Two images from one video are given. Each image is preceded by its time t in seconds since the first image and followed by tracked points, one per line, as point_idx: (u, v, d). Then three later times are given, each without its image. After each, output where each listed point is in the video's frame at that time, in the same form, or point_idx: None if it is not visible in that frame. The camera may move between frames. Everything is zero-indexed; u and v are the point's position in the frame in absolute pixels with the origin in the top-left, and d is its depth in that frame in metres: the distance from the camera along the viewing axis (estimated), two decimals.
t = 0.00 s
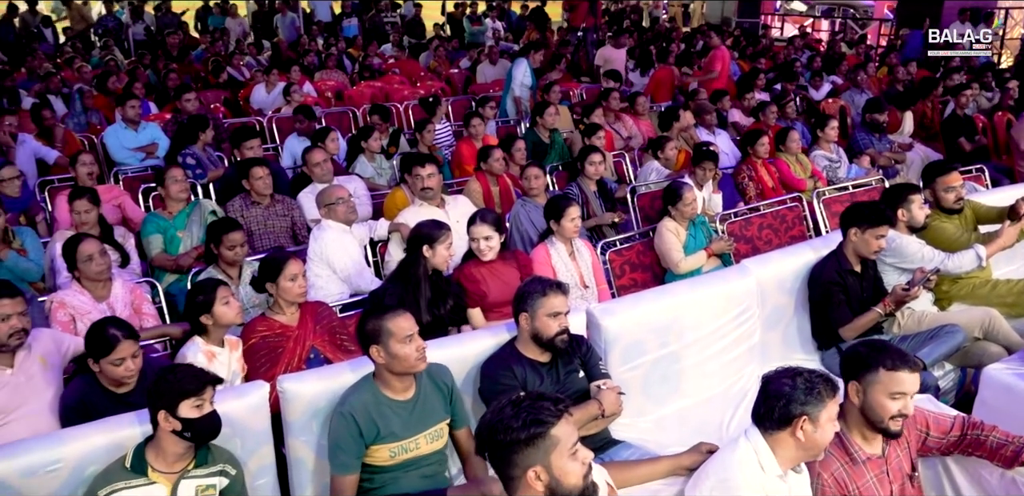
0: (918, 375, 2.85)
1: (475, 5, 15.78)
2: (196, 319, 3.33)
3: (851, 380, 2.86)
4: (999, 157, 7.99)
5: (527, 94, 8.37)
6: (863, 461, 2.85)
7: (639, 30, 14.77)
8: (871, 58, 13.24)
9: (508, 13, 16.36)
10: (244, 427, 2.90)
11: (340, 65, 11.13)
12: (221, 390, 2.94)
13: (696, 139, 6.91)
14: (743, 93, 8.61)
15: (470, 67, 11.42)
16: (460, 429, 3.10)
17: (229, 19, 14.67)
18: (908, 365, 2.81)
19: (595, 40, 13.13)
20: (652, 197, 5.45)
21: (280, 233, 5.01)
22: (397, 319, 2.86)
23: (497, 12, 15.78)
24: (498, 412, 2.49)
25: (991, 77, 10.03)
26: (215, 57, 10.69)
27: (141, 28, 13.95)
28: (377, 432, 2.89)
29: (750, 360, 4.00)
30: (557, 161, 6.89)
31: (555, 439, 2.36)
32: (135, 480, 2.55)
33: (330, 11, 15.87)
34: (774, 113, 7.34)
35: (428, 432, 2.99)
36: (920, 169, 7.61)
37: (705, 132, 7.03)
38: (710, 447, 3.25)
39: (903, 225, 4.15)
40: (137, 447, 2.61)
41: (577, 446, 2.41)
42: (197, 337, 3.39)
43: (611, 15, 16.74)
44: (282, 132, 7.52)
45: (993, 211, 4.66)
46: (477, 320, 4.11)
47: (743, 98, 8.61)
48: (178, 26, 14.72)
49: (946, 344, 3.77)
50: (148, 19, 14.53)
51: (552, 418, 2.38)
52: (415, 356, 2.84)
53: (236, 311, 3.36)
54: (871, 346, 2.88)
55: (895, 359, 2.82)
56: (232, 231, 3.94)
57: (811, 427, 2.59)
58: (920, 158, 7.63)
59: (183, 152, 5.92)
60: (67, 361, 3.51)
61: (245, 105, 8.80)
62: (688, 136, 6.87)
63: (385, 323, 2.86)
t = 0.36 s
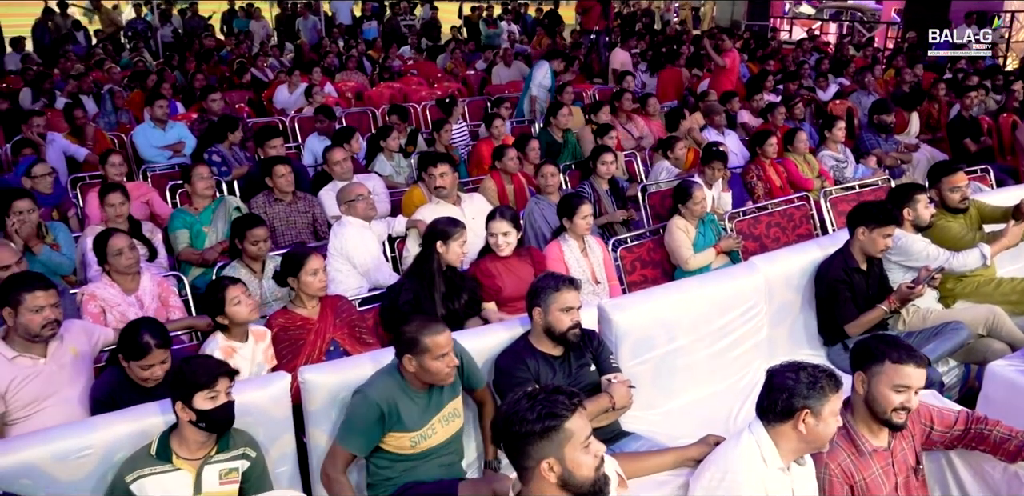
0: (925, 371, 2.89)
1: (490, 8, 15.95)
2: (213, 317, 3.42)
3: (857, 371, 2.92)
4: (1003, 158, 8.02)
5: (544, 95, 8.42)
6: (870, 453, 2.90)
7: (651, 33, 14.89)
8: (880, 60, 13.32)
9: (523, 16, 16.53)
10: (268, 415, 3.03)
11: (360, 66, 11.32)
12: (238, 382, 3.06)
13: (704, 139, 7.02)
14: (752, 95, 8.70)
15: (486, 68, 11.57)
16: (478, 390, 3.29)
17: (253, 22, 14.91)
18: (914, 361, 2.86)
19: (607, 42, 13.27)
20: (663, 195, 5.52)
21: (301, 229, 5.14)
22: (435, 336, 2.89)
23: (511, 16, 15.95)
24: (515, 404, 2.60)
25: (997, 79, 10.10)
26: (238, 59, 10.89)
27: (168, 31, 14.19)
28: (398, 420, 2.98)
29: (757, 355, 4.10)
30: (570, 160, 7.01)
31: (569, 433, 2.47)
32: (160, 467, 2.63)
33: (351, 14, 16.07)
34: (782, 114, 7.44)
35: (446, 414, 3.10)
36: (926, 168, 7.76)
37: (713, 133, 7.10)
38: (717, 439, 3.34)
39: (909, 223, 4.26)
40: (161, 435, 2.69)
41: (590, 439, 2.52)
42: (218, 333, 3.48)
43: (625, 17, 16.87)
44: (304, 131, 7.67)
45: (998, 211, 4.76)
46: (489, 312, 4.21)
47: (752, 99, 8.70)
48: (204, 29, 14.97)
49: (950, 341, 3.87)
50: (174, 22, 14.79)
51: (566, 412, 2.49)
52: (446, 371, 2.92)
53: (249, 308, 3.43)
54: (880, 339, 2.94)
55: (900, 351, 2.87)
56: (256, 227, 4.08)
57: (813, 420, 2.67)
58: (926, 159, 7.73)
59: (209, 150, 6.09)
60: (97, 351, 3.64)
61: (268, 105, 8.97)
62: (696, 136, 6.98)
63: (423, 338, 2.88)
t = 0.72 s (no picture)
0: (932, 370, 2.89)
1: (505, 7, 15.97)
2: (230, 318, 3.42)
3: (865, 373, 2.93)
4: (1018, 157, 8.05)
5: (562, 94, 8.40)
6: (880, 453, 2.91)
7: (665, 31, 14.89)
8: (896, 59, 13.27)
9: (539, 15, 16.57)
10: (285, 408, 3.09)
11: (376, 64, 11.39)
12: (253, 375, 3.11)
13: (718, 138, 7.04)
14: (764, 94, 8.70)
15: (500, 67, 11.61)
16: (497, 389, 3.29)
17: (271, 20, 15.02)
18: (921, 361, 2.86)
19: (621, 40, 13.29)
20: (676, 193, 5.56)
21: (318, 225, 5.21)
22: (459, 306, 2.95)
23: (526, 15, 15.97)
24: (529, 399, 2.63)
25: (1013, 78, 10.06)
26: (257, 57, 10.99)
27: (188, 29, 14.33)
28: (421, 405, 3.02)
29: (769, 353, 4.13)
30: (583, 158, 7.05)
31: (584, 428, 2.50)
32: (178, 458, 2.68)
33: (368, 13, 16.14)
34: (796, 113, 7.43)
35: (466, 403, 3.14)
36: (939, 168, 7.76)
37: (727, 132, 7.12)
38: (727, 435, 3.36)
39: (923, 223, 4.28)
40: (178, 428, 2.74)
41: (602, 434, 2.55)
42: (235, 332, 3.50)
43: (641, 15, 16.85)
44: (321, 128, 7.75)
45: (1012, 210, 4.75)
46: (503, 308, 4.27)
47: (765, 98, 8.70)
48: (223, 27, 15.09)
49: (963, 340, 3.88)
50: (193, 20, 14.93)
51: (580, 407, 2.53)
52: (472, 344, 2.96)
53: (267, 310, 3.42)
54: (885, 339, 2.95)
55: (908, 352, 2.87)
56: (273, 223, 4.14)
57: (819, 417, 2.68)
58: (940, 158, 7.72)
59: (230, 146, 6.18)
60: (118, 344, 3.74)
61: (286, 102, 9.05)
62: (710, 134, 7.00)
63: (448, 308, 2.94)
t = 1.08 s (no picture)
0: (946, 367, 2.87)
1: None
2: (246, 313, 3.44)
3: (878, 370, 2.91)
4: None
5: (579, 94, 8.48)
6: (894, 448, 2.89)
7: (680, 24, 14.80)
8: (914, 53, 13.14)
9: (553, 7, 16.50)
10: (299, 401, 3.10)
11: (390, 57, 11.39)
12: (265, 368, 3.12)
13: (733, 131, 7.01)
14: (780, 89, 8.65)
15: (514, 60, 11.59)
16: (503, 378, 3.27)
17: (286, 13, 15.03)
18: (934, 358, 2.84)
19: (636, 33, 13.22)
20: (690, 187, 5.57)
21: (331, 217, 5.22)
22: (460, 287, 2.98)
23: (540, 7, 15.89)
24: (544, 397, 2.61)
25: None
26: (272, 49, 11.02)
27: (204, 21, 14.39)
28: (431, 391, 3.01)
29: (783, 347, 4.11)
30: (597, 151, 7.04)
31: (601, 421, 2.52)
32: (191, 449, 2.70)
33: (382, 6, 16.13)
34: (811, 106, 7.39)
35: (474, 391, 3.14)
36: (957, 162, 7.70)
37: (742, 125, 7.08)
38: (741, 431, 3.35)
39: (939, 218, 4.27)
40: (192, 419, 2.76)
41: (617, 427, 2.57)
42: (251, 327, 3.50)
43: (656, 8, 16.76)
44: (335, 120, 7.77)
45: None
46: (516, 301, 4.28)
47: (781, 92, 8.65)
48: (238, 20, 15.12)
49: (979, 336, 3.85)
50: (209, 12, 14.97)
51: (597, 400, 2.54)
52: (475, 322, 2.97)
53: (283, 306, 3.44)
54: (900, 335, 2.92)
55: (923, 349, 2.85)
56: (287, 215, 4.15)
57: (842, 415, 2.68)
58: (958, 152, 7.66)
59: (242, 139, 6.20)
60: (134, 334, 3.77)
61: (300, 95, 9.08)
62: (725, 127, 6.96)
63: (449, 290, 2.97)
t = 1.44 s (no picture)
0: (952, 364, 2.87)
1: None
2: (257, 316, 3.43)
3: (884, 365, 2.90)
4: None
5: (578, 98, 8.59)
6: (900, 443, 2.89)
7: (685, 19, 14.73)
8: (921, 47, 13.06)
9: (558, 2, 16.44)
10: (304, 396, 3.11)
11: (396, 52, 11.38)
12: (274, 362, 3.14)
13: (739, 126, 7.00)
14: (786, 83, 8.62)
15: (519, 55, 11.56)
16: (505, 371, 3.26)
17: (291, 9, 15.02)
18: (940, 356, 2.82)
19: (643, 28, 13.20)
20: (695, 182, 5.49)
21: (337, 213, 5.23)
22: (450, 284, 2.99)
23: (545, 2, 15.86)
24: (553, 393, 2.60)
25: None
26: (278, 45, 11.04)
27: (210, 17, 14.43)
28: (424, 394, 3.01)
29: (789, 342, 4.11)
30: (602, 146, 7.03)
31: (610, 415, 2.52)
32: (198, 442, 2.71)
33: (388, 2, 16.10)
34: (817, 101, 7.37)
35: (472, 389, 3.13)
36: (964, 157, 7.68)
37: (748, 120, 7.07)
38: (748, 427, 3.34)
39: (945, 213, 4.26)
40: (199, 412, 2.76)
41: (625, 422, 2.58)
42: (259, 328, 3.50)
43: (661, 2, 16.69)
44: (340, 116, 7.77)
45: None
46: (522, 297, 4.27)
47: (787, 87, 8.63)
48: (244, 15, 15.11)
49: (986, 331, 3.84)
50: (214, 8, 15.00)
51: (606, 395, 2.54)
52: (468, 318, 2.97)
53: (293, 313, 3.43)
54: (908, 331, 2.90)
55: (931, 346, 2.83)
56: (293, 211, 4.16)
57: (856, 411, 2.67)
58: (965, 146, 7.65)
59: (247, 135, 6.22)
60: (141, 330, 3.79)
61: (305, 90, 9.08)
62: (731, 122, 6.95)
63: (439, 286, 2.99)
